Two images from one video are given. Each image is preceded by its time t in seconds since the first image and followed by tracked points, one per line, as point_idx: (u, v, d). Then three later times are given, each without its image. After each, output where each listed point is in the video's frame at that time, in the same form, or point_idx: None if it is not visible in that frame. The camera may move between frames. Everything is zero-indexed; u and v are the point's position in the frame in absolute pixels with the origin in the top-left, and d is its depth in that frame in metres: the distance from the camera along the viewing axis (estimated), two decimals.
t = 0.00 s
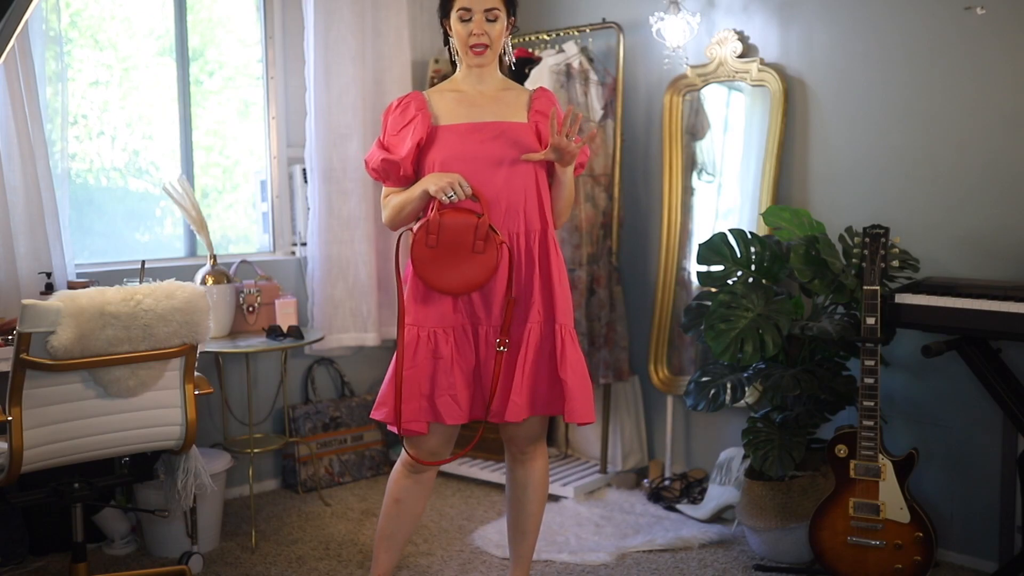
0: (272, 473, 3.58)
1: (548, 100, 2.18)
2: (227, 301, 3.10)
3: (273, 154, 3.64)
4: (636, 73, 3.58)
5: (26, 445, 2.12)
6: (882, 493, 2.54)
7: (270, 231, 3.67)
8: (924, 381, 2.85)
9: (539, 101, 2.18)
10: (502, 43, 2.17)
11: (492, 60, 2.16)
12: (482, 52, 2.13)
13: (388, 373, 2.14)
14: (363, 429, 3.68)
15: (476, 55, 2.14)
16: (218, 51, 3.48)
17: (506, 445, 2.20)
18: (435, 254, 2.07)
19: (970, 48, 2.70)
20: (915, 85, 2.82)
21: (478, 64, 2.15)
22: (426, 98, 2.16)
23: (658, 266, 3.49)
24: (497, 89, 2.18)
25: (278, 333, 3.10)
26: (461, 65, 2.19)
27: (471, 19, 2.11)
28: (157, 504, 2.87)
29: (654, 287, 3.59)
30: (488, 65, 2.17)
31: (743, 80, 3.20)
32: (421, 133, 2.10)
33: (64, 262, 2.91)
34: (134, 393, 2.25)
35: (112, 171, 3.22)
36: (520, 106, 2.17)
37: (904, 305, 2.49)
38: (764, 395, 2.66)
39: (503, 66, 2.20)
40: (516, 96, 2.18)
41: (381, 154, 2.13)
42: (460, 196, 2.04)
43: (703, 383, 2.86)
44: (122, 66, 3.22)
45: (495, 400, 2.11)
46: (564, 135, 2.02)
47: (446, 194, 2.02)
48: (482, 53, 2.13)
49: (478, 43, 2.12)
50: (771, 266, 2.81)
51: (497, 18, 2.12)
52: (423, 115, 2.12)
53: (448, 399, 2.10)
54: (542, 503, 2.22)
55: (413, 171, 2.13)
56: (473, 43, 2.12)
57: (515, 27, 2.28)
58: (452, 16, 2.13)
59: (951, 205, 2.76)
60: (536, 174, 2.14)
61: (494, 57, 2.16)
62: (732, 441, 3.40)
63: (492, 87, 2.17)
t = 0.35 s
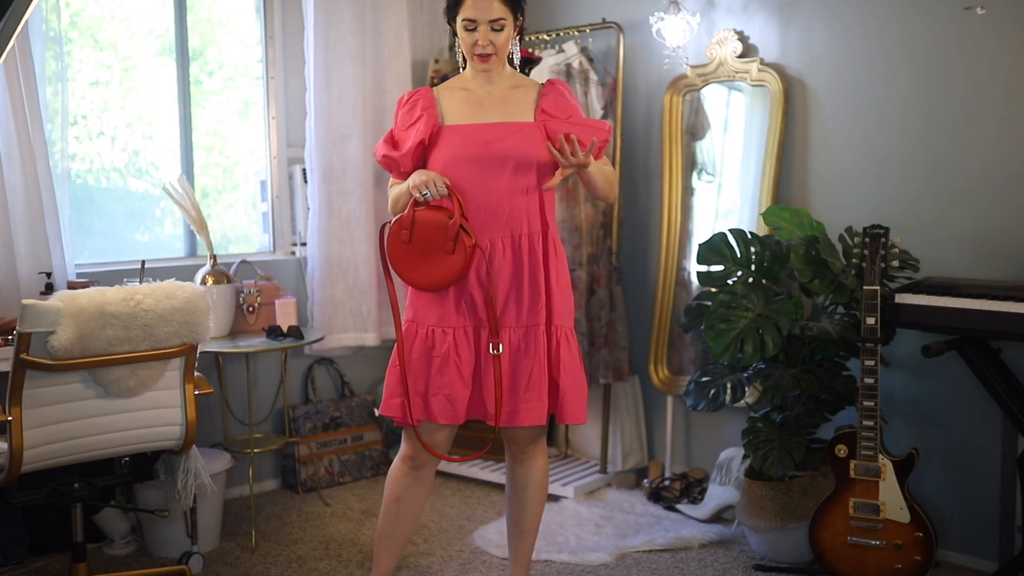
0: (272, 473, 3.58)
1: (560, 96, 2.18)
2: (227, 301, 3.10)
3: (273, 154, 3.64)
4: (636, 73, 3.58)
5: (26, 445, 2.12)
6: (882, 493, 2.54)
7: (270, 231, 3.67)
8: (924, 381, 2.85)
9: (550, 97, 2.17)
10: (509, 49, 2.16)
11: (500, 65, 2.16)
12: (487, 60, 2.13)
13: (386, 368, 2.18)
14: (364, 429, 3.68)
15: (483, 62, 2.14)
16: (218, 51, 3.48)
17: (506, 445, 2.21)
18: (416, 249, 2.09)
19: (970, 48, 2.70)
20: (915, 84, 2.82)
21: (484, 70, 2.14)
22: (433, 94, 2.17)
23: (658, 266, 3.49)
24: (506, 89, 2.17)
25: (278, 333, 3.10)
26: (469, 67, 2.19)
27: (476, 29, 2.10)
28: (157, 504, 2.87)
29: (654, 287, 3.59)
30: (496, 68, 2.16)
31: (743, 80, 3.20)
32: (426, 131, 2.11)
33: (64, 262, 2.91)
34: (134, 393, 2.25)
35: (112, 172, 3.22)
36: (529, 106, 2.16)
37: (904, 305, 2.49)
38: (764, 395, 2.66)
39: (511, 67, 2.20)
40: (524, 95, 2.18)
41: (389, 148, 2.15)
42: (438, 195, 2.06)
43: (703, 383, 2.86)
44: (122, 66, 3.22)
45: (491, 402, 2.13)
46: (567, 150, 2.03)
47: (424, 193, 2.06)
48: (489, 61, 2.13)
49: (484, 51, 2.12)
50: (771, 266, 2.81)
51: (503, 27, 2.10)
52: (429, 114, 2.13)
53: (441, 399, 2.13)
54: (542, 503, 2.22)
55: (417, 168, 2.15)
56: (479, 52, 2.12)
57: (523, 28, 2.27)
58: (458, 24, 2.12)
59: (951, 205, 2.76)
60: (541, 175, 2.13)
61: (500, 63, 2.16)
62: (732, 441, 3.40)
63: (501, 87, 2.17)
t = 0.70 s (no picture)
0: (272, 473, 3.58)
1: (566, 100, 2.15)
2: (227, 301, 3.10)
3: (273, 154, 3.64)
4: (636, 72, 3.58)
5: (26, 445, 2.12)
6: (882, 493, 2.54)
7: (271, 231, 3.67)
8: (924, 381, 2.85)
9: (557, 100, 2.15)
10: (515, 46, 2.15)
11: (504, 65, 2.15)
12: (492, 61, 2.13)
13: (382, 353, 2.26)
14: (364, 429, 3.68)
15: (487, 63, 2.13)
16: (218, 51, 3.48)
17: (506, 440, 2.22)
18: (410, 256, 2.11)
19: (970, 48, 2.70)
20: (915, 84, 2.82)
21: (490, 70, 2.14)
22: (448, 96, 2.23)
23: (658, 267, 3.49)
24: (513, 91, 2.18)
25: (278, 333, 3.10)
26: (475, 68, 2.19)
27: (480, 29, 2.09)
28: (157, 504, 2.87)
29: (654, 287, 3.59)
30: (501, 69, 2.16)
31: (743, 80, 3.20)
32: (434, 131, 2.18)
33: (64, 262, 2.91)
34: (134, 393, 2.25)
35: (112, 172, 3.22)
36: (533, 110, 2.17)
37: (904, 305, 2.49)
38: (764, 395, 2.66)
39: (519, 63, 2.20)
40: (529, 97, 2.18)
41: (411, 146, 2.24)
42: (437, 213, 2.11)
43: (703, 383, 2.86)
44: (122, 67, 3.22)
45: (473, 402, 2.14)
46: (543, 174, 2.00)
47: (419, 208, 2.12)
48: (493, 62, 2.13)
49: (488, 51, 2.12)
50: (771, 266, 2.81)
51: (507, 27, 2.10)
52: (438, 114, 2.19)
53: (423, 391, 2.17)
54: (541, 503, 2.22)
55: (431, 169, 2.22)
56: (483, 52, 2.12)
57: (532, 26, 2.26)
58: (463, 25, 2.12)
59: (951, 205, 2.76)
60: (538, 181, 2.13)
61: (505, 63, 2.15)
62: (732, 441, 3.40)
63: (508, 88, 2.18)
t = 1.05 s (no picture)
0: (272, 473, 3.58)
1: (543, 99, 2.21)
2: (227, 301, 3.10)
3: (273, 154, 3.64)
4: (636, 72, 3.58)
5: (26, 445, 2.13)
6: (882, 493, 2.54)
7: (271, 231, 3.67)
8: (924, 381, 2.85)
9: (534, 99, 2.21)
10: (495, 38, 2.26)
11: (485, 54, 2.24)
12: (473, 45, 2.22)
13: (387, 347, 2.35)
14: (364, 429, 3.68)
15: (469, 48, 2.23)
16: (218, 51, 3.48)
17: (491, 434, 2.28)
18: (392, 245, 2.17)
19: (970, 48, 2.70)
20: (914, 84, 2.82)
21: (471, 57, 2.23)
22: (433, 97, 2.33)
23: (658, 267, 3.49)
24: (493, 89, 2.26)
25: (278, 333, 3.10)
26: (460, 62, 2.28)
27: (462, 14, 2.21)
28: (157, 504, 2.87)
29: (654, 287, 3.59)
30: (482, 58, 2.25)
31: (743, 80, 3.20)
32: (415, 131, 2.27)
33: (64, 262, 2.91)
34: (134, 393, 2.25)
35: (112, 172, 3.22)
36: (511, 108, 2.23)
37: (904, 305, 2.49)
38: (764, 395, 2.66)
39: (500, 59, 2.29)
40: (508, 96, 2.25)
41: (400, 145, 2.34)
42: (416, 198, 2.18)
43: (703, 383, 2.86)
44: (122, 67, 3.23)
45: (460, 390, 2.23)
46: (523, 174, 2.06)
47: (401, 195, 2.18)
48: (474, 46, 2.22)
49: (470, 36, 2.21)
50: (771, 266, 2.81)
51: (489, 13, 2.22)
52: (421, 114, 2.29)
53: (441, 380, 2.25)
54: (532, 499, 2.27)
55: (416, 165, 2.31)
56: (465, 37, 2.22)
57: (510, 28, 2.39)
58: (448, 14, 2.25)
59: (951, 205, 2.76)
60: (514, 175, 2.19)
61: (486, 52, 2.24)
62: (732, 441, 3.40)
63: (488, 86, 2.26)
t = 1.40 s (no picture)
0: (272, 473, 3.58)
1: (531, 103, 2.22)
2: (227, 301, 3.10)
3: (273, 154, 3.64)
4: (636, 72, 3.58)
5: (26, 445, 2.12)
6: (882, 493, 2.54)
7: (271, 231, 3.67)
8: (924, 381, 2.85)
9: (522, 103, 2.22)
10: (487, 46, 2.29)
11: (476, 62, 2.26)
12: (464, 54, 2.24)
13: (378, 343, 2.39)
14: (364, 429, 3.68)
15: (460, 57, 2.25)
16: (218, 51, 3.48)
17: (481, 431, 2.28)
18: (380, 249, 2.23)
19: (970, 48, 2.70)
20: (914, 84, 2.83)
21: (463, 65, 2.25)
22: (429, 105, 2.37)
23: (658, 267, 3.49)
24: (485, 93, 2.28)
25: (278, 333, 3.10)
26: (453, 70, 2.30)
27: (452, 22, 2.22)
28: (157, 504, 2.87)
29: (654, 287, 3.59)
30: (474, 66, 2.27)
31: (743, 80, 3.20)
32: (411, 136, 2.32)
33: (64, 262, 2.91)
34: (135, 393, 2.25)
35: (112, 172, 3.22)
36: (501, 111, 2.26)
37: (904, 305, 2.49)
38: (764, 394, 2.67)
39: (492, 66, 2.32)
40: (499, 100, 2.27)
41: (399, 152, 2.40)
42: (404, 206, 2.23)
43: (703, 383, 2.86)
44: (123, 66, 3.23)
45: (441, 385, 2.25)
46: (498, 176, 2.08)
47: (388, 203, 2.23)
48: (465, 54, 2.24)
49: (461, 45, 2.23)
50: (771, 266, 2.81)
51: (478, 21, 2.23)
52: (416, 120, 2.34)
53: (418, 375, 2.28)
54: (525, 497, 2.28)
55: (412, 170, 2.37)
56: (455, 46, 2.24)
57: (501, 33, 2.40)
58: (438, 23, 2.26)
59: (951, 205, 2.76)
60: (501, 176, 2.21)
61: (478, 59, 2.26)
62: (732, 441, 3.40)
63: (479, 90, 2.29)
